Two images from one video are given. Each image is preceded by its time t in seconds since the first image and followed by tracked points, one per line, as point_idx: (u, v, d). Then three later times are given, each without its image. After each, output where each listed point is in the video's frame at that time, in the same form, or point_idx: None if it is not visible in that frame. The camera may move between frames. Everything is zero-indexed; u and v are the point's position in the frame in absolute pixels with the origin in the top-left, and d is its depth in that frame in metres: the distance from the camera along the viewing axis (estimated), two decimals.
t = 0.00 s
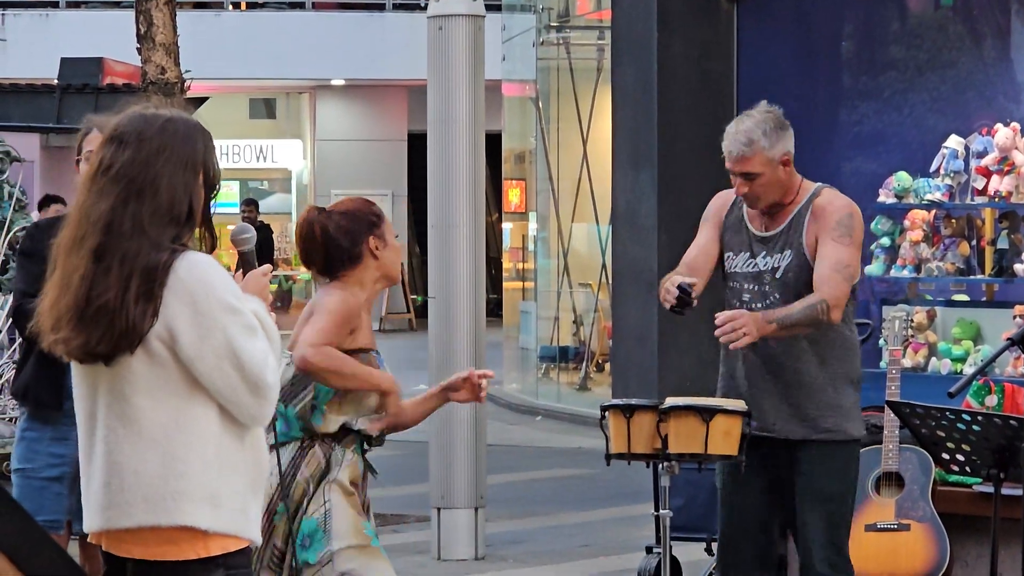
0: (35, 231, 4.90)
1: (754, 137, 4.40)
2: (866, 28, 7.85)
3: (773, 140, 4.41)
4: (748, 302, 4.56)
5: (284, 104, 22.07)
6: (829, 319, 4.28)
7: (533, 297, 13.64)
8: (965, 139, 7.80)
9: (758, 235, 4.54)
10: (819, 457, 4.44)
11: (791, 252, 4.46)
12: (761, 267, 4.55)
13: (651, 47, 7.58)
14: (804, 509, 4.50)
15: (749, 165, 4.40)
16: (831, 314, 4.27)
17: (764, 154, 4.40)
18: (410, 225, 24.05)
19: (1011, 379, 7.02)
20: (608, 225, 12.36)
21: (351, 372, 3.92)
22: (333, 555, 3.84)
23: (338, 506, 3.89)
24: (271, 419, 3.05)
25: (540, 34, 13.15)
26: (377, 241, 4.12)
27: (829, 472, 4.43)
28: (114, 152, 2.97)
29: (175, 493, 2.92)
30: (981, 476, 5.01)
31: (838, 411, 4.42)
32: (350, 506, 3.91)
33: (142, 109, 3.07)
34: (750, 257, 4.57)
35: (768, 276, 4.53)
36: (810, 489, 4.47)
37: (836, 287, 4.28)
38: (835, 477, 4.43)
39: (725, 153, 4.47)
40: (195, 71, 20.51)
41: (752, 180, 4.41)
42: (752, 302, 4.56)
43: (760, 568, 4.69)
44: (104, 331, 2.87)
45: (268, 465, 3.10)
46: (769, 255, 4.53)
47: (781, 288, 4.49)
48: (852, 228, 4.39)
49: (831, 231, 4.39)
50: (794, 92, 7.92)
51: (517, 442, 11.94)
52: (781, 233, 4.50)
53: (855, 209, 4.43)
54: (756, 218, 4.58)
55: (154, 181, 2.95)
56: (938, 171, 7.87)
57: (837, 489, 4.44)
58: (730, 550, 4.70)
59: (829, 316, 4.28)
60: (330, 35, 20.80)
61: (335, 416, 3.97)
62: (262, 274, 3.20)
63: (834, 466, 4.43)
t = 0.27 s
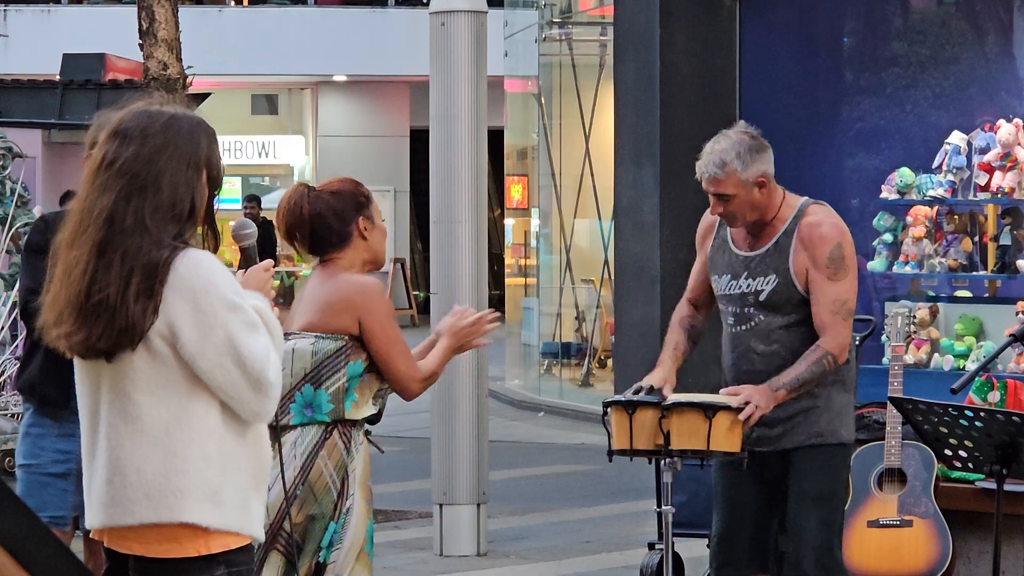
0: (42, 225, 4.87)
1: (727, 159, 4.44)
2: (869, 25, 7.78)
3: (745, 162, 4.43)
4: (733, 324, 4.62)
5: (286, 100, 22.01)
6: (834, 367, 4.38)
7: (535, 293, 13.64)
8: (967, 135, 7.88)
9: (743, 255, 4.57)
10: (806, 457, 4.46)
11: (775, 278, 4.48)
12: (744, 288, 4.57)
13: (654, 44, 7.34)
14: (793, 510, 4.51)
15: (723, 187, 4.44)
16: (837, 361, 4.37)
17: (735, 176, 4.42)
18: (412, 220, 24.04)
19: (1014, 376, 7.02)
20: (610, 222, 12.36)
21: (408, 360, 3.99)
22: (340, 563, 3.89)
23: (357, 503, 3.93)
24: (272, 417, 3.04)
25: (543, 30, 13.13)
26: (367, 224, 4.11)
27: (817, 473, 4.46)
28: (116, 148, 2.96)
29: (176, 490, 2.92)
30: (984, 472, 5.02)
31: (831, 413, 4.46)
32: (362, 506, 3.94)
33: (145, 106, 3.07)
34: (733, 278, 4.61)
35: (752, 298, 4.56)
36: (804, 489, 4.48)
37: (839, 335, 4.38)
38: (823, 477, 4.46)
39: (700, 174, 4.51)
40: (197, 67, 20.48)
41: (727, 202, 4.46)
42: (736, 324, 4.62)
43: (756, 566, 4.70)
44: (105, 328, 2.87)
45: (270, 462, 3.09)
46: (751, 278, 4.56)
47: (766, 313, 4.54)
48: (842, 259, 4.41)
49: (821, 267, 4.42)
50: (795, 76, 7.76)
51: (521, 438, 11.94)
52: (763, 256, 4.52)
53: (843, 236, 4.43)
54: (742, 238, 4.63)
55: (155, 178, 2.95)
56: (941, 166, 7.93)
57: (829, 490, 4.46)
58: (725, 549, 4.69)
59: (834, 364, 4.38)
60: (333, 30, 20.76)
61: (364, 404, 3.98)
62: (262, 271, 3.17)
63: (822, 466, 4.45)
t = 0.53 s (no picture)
0: (42, 220, 4.60)
1: (731, 148, 4.46)
2: (870, 18, 7.79)
3: (749, 149, 4.46)
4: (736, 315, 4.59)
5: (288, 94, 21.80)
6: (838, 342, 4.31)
7: (537, 287, 13.64)
8: (969, 129, 7.88)
9: (745, 246, 4.56)
10: (804, 453, 4.44)
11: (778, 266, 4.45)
12: (749, 280, 4.56)
13: (655, 37, 7.32)
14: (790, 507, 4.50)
15: (732, 177, 4.44)
16: (842, 334, 4.30)
17: (741, 162, 4.44)
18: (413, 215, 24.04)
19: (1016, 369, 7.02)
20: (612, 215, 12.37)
21: (378, 378, 3.91)
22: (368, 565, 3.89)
23: (359, 500, 3.94)
24: (273, 416, 3.04)
25: (544, 24, 13.13)
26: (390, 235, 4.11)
27: (812, 471, 4.43)
28: (119, 146, 2.97)
29: (174, 488, 2.93)
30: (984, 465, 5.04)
31: (827, 411, 4.43)
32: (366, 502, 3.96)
33: (147, 102, 3.07)
34: (738, 270, 4.60)
35: (756, 289, 4.54)
36: (801, 485, 4.45)
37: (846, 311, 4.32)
38: (818, 476, 4.43)
39: (705, 170, 4.51)
40: (199, 61, 20.45)
41: (736, 193, 4.45)
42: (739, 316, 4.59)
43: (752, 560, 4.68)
44: (107, 326, 2.88)
45: (270, 462, 3.09)
46: (756, 268, 4.54)
47: (768, 302, 4.50)
48: (842, 243, 4.38)
49: (821, 251, 4.39)
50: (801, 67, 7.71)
51: (523, 431, 11.95)
52: (766, 246, 4.50)
53: (843, 221, 4.41)
54: (745, 230, 4.61)
55: (158, 175, 2.95)
56: (943, 160, 7.95)
57: (826, 488, 4.43)
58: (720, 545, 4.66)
59: (839, 338, 4.31)
60: (335, 24, 20.74)
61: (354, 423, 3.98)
62: (269, 274, 3.15)
63: (819, 465, 4.43)
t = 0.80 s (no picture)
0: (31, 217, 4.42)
1: (731, 149, 4.42)
2: (871, 11, 7.76)
3: (752, 144, 4.43)
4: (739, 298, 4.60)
5: (289, 88, 21.89)
6: (805, 318, 4.31)
7: (538, 280, 13.63)
8: (970, 122, 7.85)
9: (751, 229, 4.56)
10: (804, 445, 4.45)
11: (779, 248, 4.47)
12: (753, 262, 4.58)
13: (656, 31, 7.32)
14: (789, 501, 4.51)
15: (738, 175, 4.41)
16: (811, 313, 4.31)
17: (746, 159, 4.41)
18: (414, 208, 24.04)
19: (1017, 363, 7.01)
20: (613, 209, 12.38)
21: (331, 359, 3.82)
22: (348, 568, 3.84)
23: (354, 501, 3.88)
24: (275, 409, 3.03)
25: (544, 17, 13.10)
26: (396, 222, 3.99)
27: (812, 465, 4.45)
28: (122, 140, 2.97)
29: (174, 482, 2.93)
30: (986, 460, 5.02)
31: (829, 407, 4.42)
32: (361, 504, 3.88)
33: (149, 96, 3.06)
34: (745, 252, 4.61)
35: (761, 271, 4.55)
36: (801, 479, 4.47)
37: (823, 290, 4.30)
38: (818, 469, 4.46)
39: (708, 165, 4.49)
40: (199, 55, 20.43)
41: (743, 187, 4.44)
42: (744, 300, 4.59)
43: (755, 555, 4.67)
44: (109, 319, 2.88)
45: (274, 454, 3.08)
46: (761, 249, 4.55)
47: (773, 285, 4.51)
48: (836, 222, 4.37)
49: (814, 228, 4.38)
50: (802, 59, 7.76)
51: (523, 425, 11.97)
52: (772, 229, 4.51)
53: (840, 202, 4.40)
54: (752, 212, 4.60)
55: (159, 169, 2.95)
56: (943, 153, 7.89)
57: (827, 480, 4.46)
58: (723, 539, 4.67)
59: (806, 314, 4.31)
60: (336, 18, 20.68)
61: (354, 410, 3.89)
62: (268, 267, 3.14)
63: (819, 457, 4.45)
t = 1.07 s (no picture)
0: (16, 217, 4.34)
1: (731, 142, 4.47)
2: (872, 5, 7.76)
3: (750, 143, 4.46)
4: (748, 306, 4.60)
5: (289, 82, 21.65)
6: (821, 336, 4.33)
7: (538, 275, 13.63)
8: (970, 117, 7.85)
9: (754, 237, 4.56)
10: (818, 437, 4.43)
11: (785, 255, 4.48)
12: (757, 270, 4.58)
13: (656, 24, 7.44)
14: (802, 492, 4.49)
15: (733, 170, 4.45)
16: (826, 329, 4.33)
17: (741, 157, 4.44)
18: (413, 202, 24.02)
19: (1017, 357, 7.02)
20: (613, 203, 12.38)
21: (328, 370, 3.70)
22: (361, 575, 3.70)
23: (364, 504, 3.73)
24: (277, 407, 3.04)
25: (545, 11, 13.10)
26: (374, 229, 3.82)
27: (828, 456, 4.43)
28: (124, 136, 2.96)
29: (178, 479, 2.92)
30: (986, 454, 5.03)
31: (841, 396, 4.41)
32: (370, 507, 3.72)
33: (151, 92, 3.06)
34: (747, 261, 4.61)
35: (766, 279, 4.55)
36: (808, 472, 4.46)
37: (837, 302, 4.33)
38: (832, 461, 4.43)
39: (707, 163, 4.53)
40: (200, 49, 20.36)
41: (736, 184, 4.47)
42: (753, 307, 4.59)
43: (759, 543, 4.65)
44: (111, 316, 2.88)
45: (275, 452, 3.09)
46: (764, 257, 4.55)
47: (779, 291, 4.53)
48: (844, 231, 4.39)
49: (823, 238, 4.40)
50: (800, 56, 7.66)
51: (524, 419, 11.97)
52: (775, 235, 4.51)
53: (846, 208, 4.41)
54: (752, 219, 4.62)
55: (162, 165, 2.94)
56: (944, 147, 7.90)
57: (838, 472, 4.43)
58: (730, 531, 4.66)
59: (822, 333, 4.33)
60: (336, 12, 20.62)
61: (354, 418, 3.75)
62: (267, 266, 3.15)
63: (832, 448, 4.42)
